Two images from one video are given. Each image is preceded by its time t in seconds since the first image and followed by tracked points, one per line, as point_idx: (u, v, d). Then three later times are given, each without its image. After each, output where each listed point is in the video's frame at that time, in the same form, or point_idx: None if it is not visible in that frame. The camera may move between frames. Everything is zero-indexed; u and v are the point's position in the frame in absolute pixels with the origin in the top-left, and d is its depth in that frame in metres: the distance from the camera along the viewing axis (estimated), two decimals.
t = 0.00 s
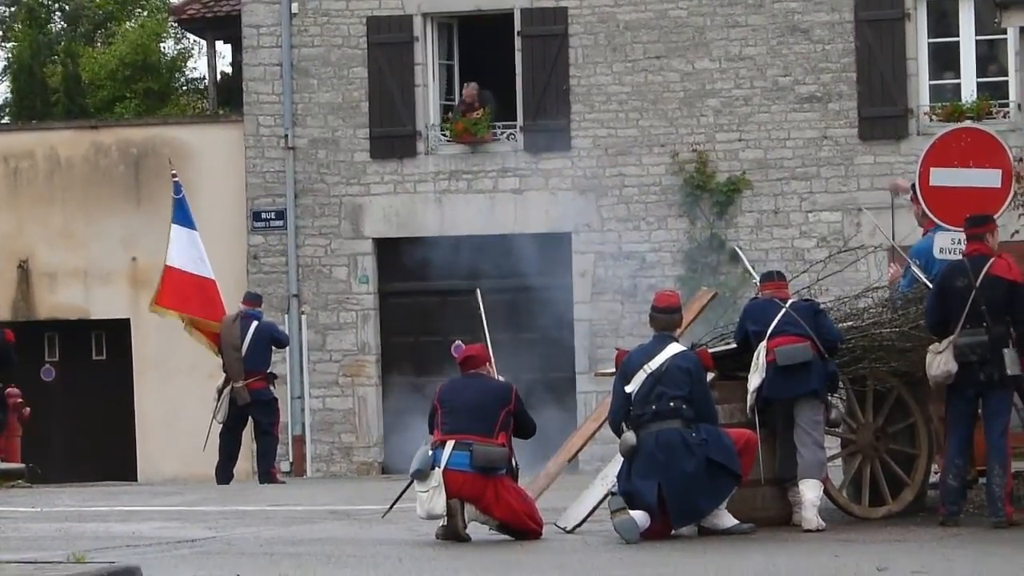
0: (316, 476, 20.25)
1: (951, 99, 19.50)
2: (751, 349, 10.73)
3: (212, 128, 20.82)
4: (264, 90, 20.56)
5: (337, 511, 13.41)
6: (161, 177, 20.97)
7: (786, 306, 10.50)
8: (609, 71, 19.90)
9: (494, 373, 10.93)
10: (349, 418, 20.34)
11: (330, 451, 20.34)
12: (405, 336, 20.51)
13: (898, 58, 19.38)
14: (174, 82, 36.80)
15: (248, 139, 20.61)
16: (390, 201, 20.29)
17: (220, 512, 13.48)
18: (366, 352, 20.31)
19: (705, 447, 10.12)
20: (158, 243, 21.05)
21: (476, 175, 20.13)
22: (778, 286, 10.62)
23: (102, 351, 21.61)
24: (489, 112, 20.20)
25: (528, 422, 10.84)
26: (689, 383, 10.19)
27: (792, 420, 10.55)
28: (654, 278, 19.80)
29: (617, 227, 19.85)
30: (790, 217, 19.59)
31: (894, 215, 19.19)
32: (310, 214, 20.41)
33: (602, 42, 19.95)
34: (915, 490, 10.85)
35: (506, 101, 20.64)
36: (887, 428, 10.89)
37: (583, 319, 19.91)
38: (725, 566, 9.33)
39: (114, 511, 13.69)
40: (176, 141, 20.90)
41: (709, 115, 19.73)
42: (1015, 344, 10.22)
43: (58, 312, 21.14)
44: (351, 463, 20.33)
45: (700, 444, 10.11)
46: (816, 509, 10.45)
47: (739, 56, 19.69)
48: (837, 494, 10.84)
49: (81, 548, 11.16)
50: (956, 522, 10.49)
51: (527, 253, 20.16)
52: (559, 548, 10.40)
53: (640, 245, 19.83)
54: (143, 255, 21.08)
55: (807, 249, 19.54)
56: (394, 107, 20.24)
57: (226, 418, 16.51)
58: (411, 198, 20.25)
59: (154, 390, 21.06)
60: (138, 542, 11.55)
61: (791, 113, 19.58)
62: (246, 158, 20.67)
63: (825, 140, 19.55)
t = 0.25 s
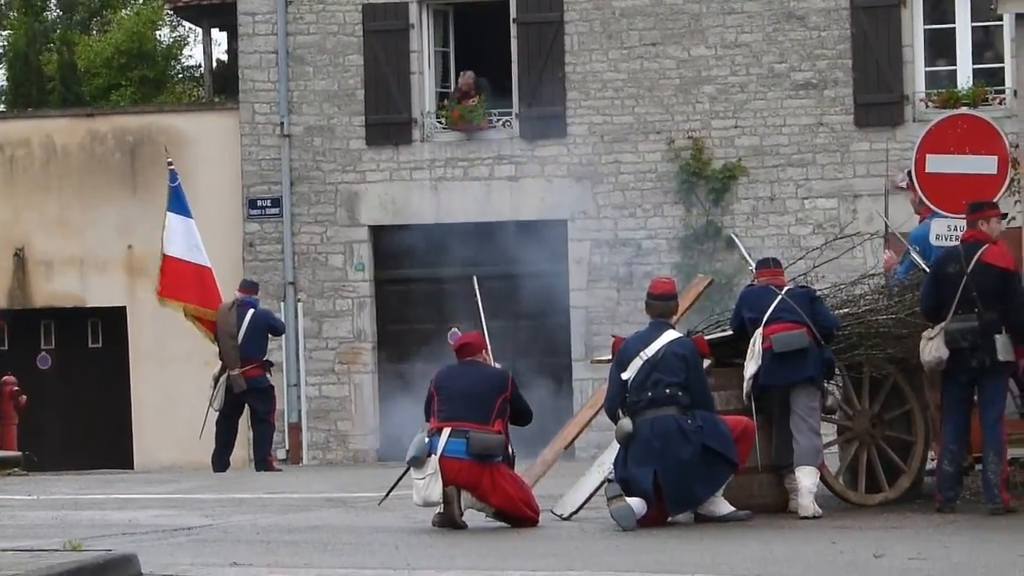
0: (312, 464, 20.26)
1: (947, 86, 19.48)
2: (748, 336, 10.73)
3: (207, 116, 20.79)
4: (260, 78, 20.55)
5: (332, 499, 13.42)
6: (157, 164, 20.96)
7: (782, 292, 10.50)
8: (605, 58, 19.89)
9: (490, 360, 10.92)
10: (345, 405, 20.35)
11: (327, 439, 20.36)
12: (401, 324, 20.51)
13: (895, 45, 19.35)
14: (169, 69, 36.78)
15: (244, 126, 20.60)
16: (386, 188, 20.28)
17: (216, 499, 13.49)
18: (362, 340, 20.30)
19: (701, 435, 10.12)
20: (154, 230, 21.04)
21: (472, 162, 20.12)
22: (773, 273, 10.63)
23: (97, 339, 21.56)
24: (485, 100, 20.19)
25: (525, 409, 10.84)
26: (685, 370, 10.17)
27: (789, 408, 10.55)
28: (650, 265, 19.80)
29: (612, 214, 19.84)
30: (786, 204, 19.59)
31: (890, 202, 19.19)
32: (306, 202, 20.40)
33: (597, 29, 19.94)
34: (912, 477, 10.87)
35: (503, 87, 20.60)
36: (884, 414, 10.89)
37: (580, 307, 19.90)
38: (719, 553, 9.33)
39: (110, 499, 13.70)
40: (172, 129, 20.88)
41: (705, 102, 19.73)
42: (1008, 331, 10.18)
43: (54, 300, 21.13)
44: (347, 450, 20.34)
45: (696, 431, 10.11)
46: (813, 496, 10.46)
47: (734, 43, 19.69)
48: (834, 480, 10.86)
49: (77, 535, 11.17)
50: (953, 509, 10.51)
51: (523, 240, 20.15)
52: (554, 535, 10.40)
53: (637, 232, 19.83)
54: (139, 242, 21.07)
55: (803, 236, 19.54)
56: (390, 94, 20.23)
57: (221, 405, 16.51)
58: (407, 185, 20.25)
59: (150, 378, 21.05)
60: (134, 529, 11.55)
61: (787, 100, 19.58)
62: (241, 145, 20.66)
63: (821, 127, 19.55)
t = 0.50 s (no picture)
0: (311, 454, 20.27)
1: (945, 75, 19.47)
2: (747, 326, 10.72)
3: (206, 105, 20.78)
4: (258, 67, 20.53)
5: (331, 488, 13.44)
6: (155, 155, 20.96)
7: (780, 283, 10.50)
8: (604, 48, 19.88)
9: (489, 350, 10.92)
10: (343, 395, 20.36)
11: (325, 429, 20.37)
12: (399, 313, 20.51)
13: (893, 36, 19.40)
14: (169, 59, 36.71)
15: (243, 116, 20.60)
16: (384, 178, 20.27)
17: (215, 489, 13.50)
18: (360, 330, 20.31)
19: (699, 425, 10.12)
20: (153, 220, 21.03)
21: (470, 152, 20.11)
22: (772, 263, 10.63)
23: (96, 329, 21.56)
24: (483, 90, 20.18)
25: (524, 400, 10.84)
26: (684, 360, 10.17)
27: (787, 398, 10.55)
28: (648, 255, 19.80)
29: (611, 204, 19.84)
30: (785, 193, 19.58)
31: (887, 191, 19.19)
32: (305, 191, 20.38)
33: (596, 19, 19.93)
34: (910, 467, 10.88)
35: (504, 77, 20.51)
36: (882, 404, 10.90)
37: (578, 297, 19.91)
38: (717, 543, 9.34)
39: (109, 489, 13.71)
40: (171, 119, 20.90)
41: (703, 92, 19.70)
42: (1000, 321, 10.12)
43: (53, 290, 21.13)
44: (346, 440, 20.35)
45: (695, 421, 10.11)
46: (811, 486, 10.46)
47: (733, 33, 19.68)
48: (832, 471, 10.85)
49: (76, 525, 11.18)
50: (951, 499, 10.51)
51: (522, 230, 20.16)
52: (553, 525, 10.41)
53: (635, 222, 19.82)
54: (138, 232, 21.06)
55: (802, 226, 19.54)
56: (388, 84, 20.21)
57: (220, 394, 16.52)
58: (405, 175, 20.23)
59: (149, 368, 21.06)
60: (132, 519, 11.56)
61: (786, 90, 19.57)
62: (240, 135, 20.66)
63: (820, 117, 19.53)
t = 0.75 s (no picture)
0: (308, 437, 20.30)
1: (942, 58, 19.45)
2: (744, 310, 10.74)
3: (203, 90, 20.77)
4: (256, 51, 20.53)
5: (328, 472, 13.46)
6: (152, 139, 20.94)
7: (777, 266, 10.50)
8: (601, 31, 19.88)
9: (486, 333, 10.94)
10: (341, 379, 20.38)
11: (323, 413, 20.40)
12: (397, 297, 20.52)
13: (890, 19, 19.33)
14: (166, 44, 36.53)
15: (240, 101, 20.59)
16: (381, 162, 20.27)
17: (212, 473, 13.52)
18: (358, 314, 20.33)
19: (696, 409, 10.12)
20: (150, 204, 21.02)
21: (468, 136, 20.11)
22: (769, 247, 10.63)
23: (93, 313, 21.58)
24: (480, 74, 20.18)
25: (521, 383, 10.85)
26: (681, 343, 10.18)
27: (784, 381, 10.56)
28: (645, 238, 19.81)
29: (608, 188, 19.84)
30: (782, 176, 19.58)
31: (884, 174, 19.20)
32: (302, 175, 20.38)
33: (593, 2, 19.91)
34: (908, 451, 10.90)
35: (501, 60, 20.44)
36: (879, 387, 10.92)
37: (575, 281, 19.92)
38: (713, 526, 9.36)
39: (107, 473, 13.73)
40: (168, 103, 20.87)
41: (700, 76, 19.69)
42: (989, 305, 10.10)
43: (50, 275, 21.14)
44: (344, 424, 20.37)
45: (691, 404, 10.12)
46: (809, 469, 10.46)
47: (730, 17, 19.66)
48: (829, 454, 10.86)
49: (74, 509, 11.20)
50: (948, 482, 10.53)
51: (519, 214, 20.16)
52: (550, 508, 10.43)
53: (632, 205, 19.81)
54: (135, 216, 21.06)
55: (799, 210, 19.55)
56: (385, 68, 20.20)
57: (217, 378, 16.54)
58: (403, 159, 20.23)
59: (147, 352, 21.08)
60: (129, 503, 11.58)
61: (783, 73, 19.55)
62: (237, 119, 20.65)
63: (817, 101, 19.52)
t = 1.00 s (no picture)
0: (302, 428, 20.31)
1: (935, 50, 19.47)
2: (737, 302, 10.78)
3: (196, 80, 20.76)
4: (249, 42, 20.50)
5: (322, 463, 13.46)
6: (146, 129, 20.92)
7: (770, 257, 10.50)
8: (595, 22, 19.87)
9: (480, 325, 10.93)
10: (334, 369, 20.38)
11: (316, 403, 20.40)
12: (390, 288, 20.52)
13: (884, 10, 19.35)
14: (160, 34, 36.11)
15: (234, 92, 20.57)
16: (375, 152, 20.26)
17: (206, 464, 13.52)
18: (351, 305, 20.33)
19: (689, 400, 10.13)
20: (143, 194, 21.02)
21: (461, 127, 20.11)
22: (762, 237, 10.63)
23: (87, 303, 21.60)
24: (474, 65, 20.17)
25: (514, 374, 10.85)
26: (675, 334, 10.18)
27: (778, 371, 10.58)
28: (639, 229, 19.81)
29: (602, 179, 19.84)
30: (775, 168, 19.57)
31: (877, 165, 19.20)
32: (296, 166, 20.37)
33: None
34: (901, 441, 10.88)
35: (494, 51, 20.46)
36: (872, 378, 10.93)
37: (569, 272, 19.93)
38: (705, 517, 9.37)
39: (99, 464, 13.72)
40: (161, 94, 20.86)
41: (694, 67, 19.69)
42: (976, 296, 10.11)
43: (44, 265, 21.13)
44: (337, 415, 20.38)
45: (685, 395, 10.13)
46: (802, 460, 10.47)
47: (724, 8, 19.67)
48: (822, 445, 10.86)
49: (67, 500, 11.19)
50: (941, 473, 10.52)
51: (513, 205, 20.17)
52: (543, 499, 10.44)
53: (626, 196, 19.82)
54: (128, 207, 21.05)
55: (793, 200, 19.55)
56: (379, 58, 20.20)
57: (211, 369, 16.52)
58: (396, 150, 20.23)
59: (140, 342, 21.07)
60: (123, 494, 11.58)
61: (776, 65, 19.55)
62: (231, 110, 20.63)
63: (811, 92, 19.52)
